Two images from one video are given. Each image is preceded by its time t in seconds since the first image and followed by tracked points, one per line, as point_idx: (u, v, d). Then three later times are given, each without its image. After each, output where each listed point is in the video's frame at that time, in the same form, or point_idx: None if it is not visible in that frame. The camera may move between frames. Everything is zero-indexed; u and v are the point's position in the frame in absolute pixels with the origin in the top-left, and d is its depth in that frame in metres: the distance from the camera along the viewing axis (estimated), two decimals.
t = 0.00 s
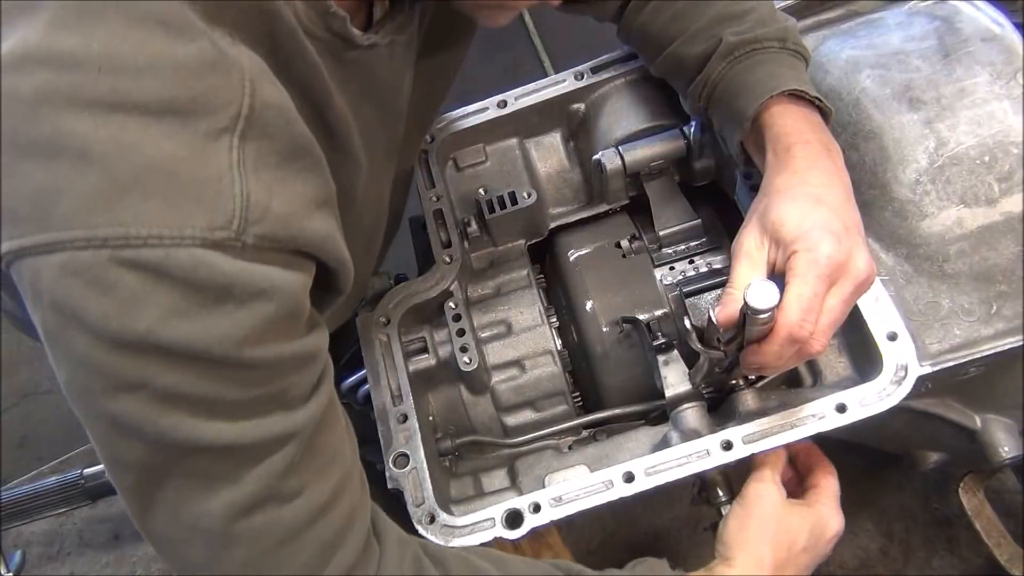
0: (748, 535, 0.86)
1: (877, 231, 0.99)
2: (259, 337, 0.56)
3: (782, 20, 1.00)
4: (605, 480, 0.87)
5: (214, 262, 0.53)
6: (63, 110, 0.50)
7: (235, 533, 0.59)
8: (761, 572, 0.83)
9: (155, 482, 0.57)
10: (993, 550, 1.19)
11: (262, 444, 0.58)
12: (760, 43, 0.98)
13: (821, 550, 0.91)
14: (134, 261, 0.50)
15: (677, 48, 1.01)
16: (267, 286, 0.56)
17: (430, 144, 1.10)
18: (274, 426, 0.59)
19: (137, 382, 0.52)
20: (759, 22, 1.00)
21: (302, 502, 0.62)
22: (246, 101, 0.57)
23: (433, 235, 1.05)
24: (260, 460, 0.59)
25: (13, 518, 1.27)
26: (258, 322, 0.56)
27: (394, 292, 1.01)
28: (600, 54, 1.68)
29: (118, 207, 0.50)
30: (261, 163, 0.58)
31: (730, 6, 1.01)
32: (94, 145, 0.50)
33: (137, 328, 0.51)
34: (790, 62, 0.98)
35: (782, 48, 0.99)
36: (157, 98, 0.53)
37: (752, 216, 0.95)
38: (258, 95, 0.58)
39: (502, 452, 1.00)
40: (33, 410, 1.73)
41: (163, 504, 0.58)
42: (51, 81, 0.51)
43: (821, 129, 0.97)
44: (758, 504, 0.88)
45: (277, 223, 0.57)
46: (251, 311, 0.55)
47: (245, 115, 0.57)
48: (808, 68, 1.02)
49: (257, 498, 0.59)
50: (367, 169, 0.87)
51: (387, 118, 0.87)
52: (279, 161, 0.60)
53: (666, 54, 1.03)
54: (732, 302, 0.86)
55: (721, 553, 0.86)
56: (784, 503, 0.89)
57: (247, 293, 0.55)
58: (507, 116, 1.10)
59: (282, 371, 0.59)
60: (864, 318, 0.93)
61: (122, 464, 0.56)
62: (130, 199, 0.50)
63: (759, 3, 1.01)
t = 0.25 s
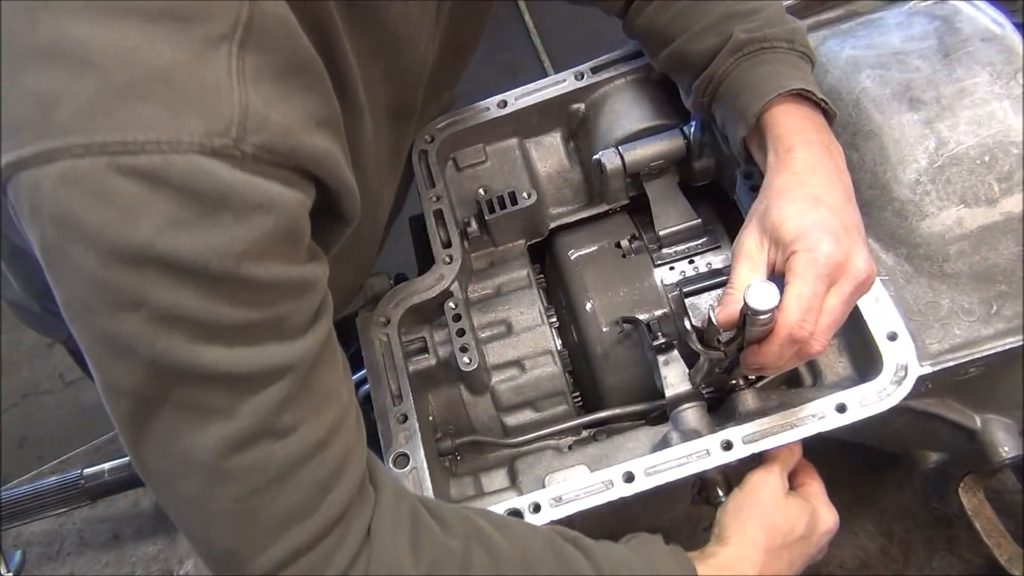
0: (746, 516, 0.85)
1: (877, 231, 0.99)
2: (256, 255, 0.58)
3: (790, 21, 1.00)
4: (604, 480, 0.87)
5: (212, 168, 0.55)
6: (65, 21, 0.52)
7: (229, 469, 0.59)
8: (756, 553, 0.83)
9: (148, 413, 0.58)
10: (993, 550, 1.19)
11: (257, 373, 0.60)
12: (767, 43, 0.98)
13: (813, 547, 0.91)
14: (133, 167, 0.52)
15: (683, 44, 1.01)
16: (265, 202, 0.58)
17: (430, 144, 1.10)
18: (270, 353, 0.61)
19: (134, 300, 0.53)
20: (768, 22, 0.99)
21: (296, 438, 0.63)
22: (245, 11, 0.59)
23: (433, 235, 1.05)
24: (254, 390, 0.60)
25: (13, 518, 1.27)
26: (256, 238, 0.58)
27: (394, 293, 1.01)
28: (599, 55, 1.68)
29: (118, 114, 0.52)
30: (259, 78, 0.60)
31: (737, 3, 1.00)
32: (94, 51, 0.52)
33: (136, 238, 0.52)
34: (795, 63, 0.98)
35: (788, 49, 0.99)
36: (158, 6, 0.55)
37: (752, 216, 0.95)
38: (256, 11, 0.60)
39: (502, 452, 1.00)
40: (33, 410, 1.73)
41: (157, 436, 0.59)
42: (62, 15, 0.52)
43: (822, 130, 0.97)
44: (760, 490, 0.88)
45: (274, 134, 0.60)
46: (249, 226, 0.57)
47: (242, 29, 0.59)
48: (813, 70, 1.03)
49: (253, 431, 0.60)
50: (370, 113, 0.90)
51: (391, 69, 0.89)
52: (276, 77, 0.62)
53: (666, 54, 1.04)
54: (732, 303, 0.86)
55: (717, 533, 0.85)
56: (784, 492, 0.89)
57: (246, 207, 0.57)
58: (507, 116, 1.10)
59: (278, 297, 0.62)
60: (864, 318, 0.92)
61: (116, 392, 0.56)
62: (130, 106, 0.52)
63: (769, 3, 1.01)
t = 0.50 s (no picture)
0: (742, 511, 0.86)
1: (877, 231, 0.99)
2: (232, 228, 0.58)
3: (792, 21, 1.00)
4: (605, 480, 0.87)
5: (186, 139, 0.55)
6: None
7: (216, 448, 0.59)
8: (750, 546, 0.83)
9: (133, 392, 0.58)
10: (993, 550, 1.19)
11: (240, 350, 0.60)
12: (769, 42, 0.98)
13: (814, 539, 0.91)
14: (107, 138, 0.53)
15: (686, 41, 1.01)
16: (240, 174, 0.58)
17: (430, 144, 1.10)
18: (253, 329, 0.61)
19: (113, 273, 0.54)
20: (771, 21, 0.99)
21: (284, 417, 0.63)
22: None
23: (433, 235, 1.04)
24: (240, 368, 0.60)
25: (13, 518, 1.27)
26: (231, 209, 0.58)
27: (393, 293, 1.01)
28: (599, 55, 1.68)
29: (93, 87, 0.53)
30: (237, 48, 0.60)
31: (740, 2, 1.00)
32: (71, 25, 0.53)
33: (111, 209, 0.53)
34: (796, 63, 0.98)
35: (790, 48, 0.99)
36: None
37: (752, 216, 0.95)
38: None
39: (502, 452, 1.00)
40: (33, 410, 1.73)
41: (145, 416, 0.59)
42: None
43: (823, 130, 0.97)
44: (758, 484, 0.88)
45: (251, 105, 0.60)
46: (224, 198, 0.58)
47: None
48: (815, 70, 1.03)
49: (239, 410, 0.60)
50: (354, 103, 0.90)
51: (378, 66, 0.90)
52: (258, 48, 0.62)
53: (666, 54, 1.04)
54: (732, 302, 0.86)
55: (713, 527, 0.86)
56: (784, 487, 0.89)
57: (221, 178, 0.57)
58: (507, 115, 1.10)
59: (259, 271, 0.62)
60: (864, 318, 0.92)
61: (103, 368, 0.57)
62: (105, 79, 0.54)
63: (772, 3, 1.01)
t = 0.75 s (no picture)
0: (741, 525, 0.85)
1: (877, 231, 0.99)
2: (227, 227, 0.59)
3: (792, 21, 1.00)
4: (604, 480, 0.87)
5: (182, 136, 0.56)
6: None
7: (215, 449, 0.59)
8: (748, 563, 0.83)
9: (129, 394, 0.58)
10: (993, 550, 1.19)
11: (237, 349, 0.60)
12: (770, 42, 0.98)
13: (810, 544, 0.92)
14: (103, 136, 0.53)
15: (687, 41, 1.01)
16: (237, 172, 0.59)
17: (430, 144, 1.10)
18: (250, 328, 0.61)
19: (109, 271, 0.54)
20: (772, 20, 1.00)
21: (282, 417, 0.63)
22: None
23: (433, 234, 1.05)
24: (237, 367, 0.60)
25: (13, 518, 1.27)
26: (227, 206, 0.59)
27: (393, 293, 1.01)
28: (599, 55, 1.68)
29: (88, 84, 0.53)
30: (233, 45, 0.61)
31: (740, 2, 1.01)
32: (65, 19, 0.53)
33: (108, 207, 0.53)
34: (797, 63, 0.98)
35: (791, 48, 0.99)
36: None
37: (752, 216, 0.95)
38: None
39: (502, 452, 1.00)
40: (33, 410, 1.73)
41: (142, 418, 0.59)
42: None
43: (823, 130, 0.97)
44: (755, 497, 0.87)
45: (247, 101, 0.61)
46: (219, 197, 0.58)
47: None
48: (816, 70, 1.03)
49: (237, 409, 0.60)
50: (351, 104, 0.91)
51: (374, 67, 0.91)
52: (253, 44, 0.63)
53: (666, 54, 1.04)
54: (732, 302, 0.86)
55: (712, 540, 0.86)
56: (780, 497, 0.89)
57: (216, 176, 0.58)
58: (507, 115, 1.10)
59: (254, 271, 0.62)
60: (864, 318, 0.92)
61: (99, 369, 0.57)
62: (101, 76, 0.54)
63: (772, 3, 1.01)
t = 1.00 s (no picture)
0: (739, 520, 0.85)
1: (877, 231, 0.99)
2: (224, 237, 0.59)
3: (793, 21, 1.00)
4: (605, 480, 0.87)
5: (179, 146, 0.56)
6: None
7: (212, 456, 0.59)
8: (747, 558, 0.83)
9: (125, 401, 0.58)
10: (993, 550, 1.19)
11: (233, 357, 0.60)
12: (771, 42, 0.98)
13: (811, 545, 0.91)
14: (98, 144, 0.53)
15: (688, 41, 1.01)
16: (234, 182, 0.59)
17: (430, 144, 1.10)
18: (247, 336, 0.61)
19: (103, 278, 0.54)
20: (773, 21, 1.00)
21: (280, 424, 0.63)
22: None
23: (433, 234, 1.05)
24: (234, 375, 0.60)
25: (13, 518, 1.27)
26: (223, 216, 0.58)
27: (393, 293, 1.01)
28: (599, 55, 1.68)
29: (84, 93, 0.53)
30: (231, 57, 0.61)
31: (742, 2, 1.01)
32: (60, 27, 0.53)
33: (103, 216, 0.53)
34: (798, 63, 0.98)
35: (792, 48, 0.99)
36: None
37: (752, 216, 0.95)
38: None
39: (502, 452, 1.00)
40: (33, 410, 1.74)
41: (137, 425, 0.59)
42: None
43: (823, 130, 0.97)
44: (754, 492, 0.87)
45: (245, 113, 0.61)
46: (216, 206, 0.58)
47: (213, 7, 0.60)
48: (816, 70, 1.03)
49: (234, 417, 0.60)
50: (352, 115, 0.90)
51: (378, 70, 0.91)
52: (251, 57, 0.63)
53: (666, 55, 1.04)
54: (732, 301, 0.86)
55: (711, 538, 0.86)
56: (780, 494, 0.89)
57: (214, 186, 0.58)
58: (508, 115, 1.10)
59: (250, 279, 0.62)
60: (864, 318, 0.92)
61: (95, 376, 0.57)
62: (97, 85, 0.53)
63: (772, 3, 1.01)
